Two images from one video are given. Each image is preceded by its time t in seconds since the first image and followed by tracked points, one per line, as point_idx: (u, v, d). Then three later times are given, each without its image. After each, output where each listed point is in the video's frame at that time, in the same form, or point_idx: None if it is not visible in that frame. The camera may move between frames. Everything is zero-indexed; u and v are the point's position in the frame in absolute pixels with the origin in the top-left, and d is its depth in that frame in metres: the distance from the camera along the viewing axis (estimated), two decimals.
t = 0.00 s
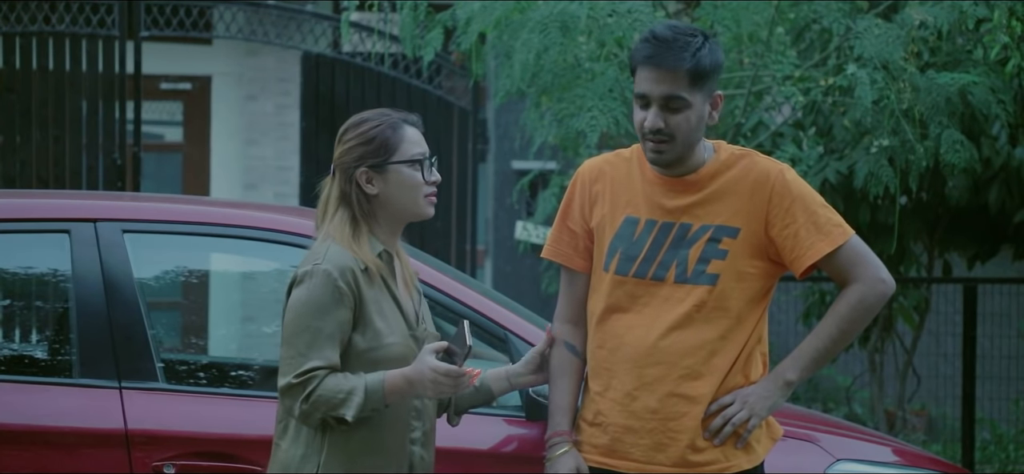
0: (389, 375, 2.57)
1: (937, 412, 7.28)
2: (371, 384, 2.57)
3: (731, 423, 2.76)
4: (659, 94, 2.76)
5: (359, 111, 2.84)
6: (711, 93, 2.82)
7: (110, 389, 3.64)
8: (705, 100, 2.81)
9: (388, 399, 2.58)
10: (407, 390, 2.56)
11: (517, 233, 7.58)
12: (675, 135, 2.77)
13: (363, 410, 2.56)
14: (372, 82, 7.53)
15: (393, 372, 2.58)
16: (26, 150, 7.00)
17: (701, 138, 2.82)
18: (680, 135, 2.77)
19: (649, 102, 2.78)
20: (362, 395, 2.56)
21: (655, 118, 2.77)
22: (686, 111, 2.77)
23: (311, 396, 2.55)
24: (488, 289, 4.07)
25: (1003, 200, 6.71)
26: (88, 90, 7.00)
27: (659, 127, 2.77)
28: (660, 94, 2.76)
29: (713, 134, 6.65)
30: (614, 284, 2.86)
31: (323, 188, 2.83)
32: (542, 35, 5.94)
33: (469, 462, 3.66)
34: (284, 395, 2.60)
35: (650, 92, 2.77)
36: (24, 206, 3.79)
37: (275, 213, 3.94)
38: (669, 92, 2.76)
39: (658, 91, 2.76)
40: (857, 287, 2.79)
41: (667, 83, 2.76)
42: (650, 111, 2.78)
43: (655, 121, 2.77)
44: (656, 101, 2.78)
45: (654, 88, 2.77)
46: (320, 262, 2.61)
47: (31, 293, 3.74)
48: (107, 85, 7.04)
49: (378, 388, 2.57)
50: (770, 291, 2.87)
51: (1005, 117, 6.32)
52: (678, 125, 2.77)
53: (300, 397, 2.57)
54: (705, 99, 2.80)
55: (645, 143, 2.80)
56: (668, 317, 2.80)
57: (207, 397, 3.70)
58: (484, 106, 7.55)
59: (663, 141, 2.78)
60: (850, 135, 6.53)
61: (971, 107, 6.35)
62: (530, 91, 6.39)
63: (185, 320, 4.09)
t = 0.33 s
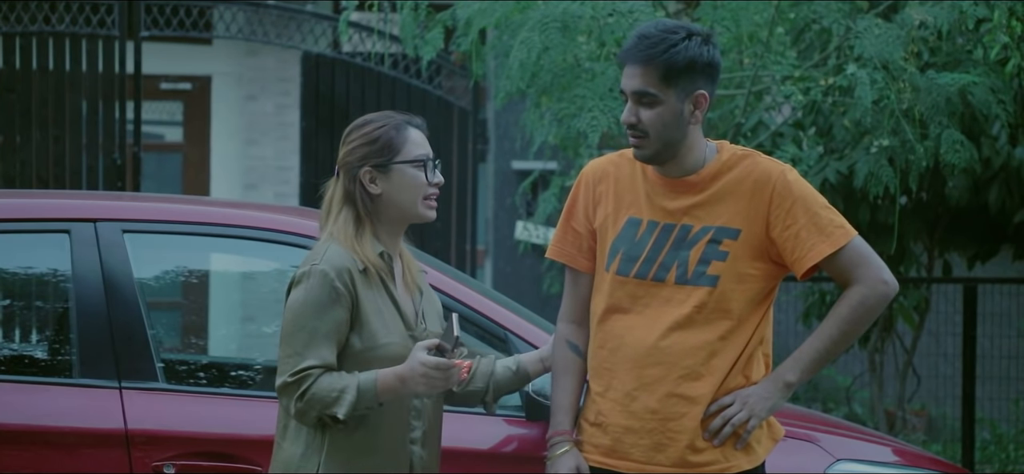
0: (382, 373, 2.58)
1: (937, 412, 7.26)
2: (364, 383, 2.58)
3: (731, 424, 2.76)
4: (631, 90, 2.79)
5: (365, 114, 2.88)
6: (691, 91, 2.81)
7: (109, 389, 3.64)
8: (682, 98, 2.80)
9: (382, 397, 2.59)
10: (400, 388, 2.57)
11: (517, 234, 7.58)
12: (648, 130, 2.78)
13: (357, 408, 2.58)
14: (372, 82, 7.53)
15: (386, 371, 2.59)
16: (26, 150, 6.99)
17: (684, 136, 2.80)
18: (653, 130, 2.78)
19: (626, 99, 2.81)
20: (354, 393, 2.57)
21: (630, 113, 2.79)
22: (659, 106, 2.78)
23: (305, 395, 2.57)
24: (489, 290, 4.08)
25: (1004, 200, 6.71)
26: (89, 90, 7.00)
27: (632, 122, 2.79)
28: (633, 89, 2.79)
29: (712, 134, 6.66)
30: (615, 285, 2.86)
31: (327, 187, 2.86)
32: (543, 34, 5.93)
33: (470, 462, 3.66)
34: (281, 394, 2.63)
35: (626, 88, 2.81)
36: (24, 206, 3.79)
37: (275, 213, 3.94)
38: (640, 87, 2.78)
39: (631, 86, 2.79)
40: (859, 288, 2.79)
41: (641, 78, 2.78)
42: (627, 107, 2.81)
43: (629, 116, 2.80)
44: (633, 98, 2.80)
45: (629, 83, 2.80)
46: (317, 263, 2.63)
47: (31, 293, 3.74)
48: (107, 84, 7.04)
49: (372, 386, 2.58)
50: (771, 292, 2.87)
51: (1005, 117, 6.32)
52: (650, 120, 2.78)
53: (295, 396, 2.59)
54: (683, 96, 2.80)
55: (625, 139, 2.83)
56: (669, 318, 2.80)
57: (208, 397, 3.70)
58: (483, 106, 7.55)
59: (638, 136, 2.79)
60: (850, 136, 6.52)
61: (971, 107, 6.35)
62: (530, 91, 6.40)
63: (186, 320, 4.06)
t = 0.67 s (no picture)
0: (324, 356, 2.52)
1: (937, 411, 7.26)
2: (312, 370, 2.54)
3: (731, 425, 2.76)
4: (627, 95, 2.79)
5: (359, 111, 2.91)
6: (688, 91, 2.79)
7: (110, 389, 3.64)
8: (678, 99, 2.79)
9: (333, 381, 2.53)
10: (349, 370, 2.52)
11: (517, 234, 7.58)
12: (648, 135, 2.78)
13: (315, 397, 2.55)
14: (371, 82, 7.53)
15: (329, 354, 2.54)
16: (26, 150, 6.98)
17: (683, 136, 2.81)
18: (652, 135, 2.78)
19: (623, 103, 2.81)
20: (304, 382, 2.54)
21: (628, 119, 2.80)
22: (656, 111, 2.77)
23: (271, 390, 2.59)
24: (489, 290, 4.07)
25: (1003, 200, 6.70)
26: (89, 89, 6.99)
27: (631, 127, 2.79)
28: (629, 95, 2.79)
29: (712, 134, 6.66)
30: (617, 286, 2.87)
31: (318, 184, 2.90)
32: (542, 35, 5.93)
33: (469, 462, 3.66)
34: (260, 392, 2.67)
35: (622, 93, 2.81)
36: (24, 206, 3.79)
37: (275, 214, 3.94)
38: (636, 93, 2.78)
39: (626, 92, 2.79)
40: (859, 288, 2.78)
41: (636, 83, 2.78)
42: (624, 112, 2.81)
43: (628, 121, 2.80)
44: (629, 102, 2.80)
45: (624, 89, 2.80)
46: (298, 262, 2.68)
47: (31, 293, 3.74)
48: (107, 84, 7.05)
49: (321, 370, 2.53)
50: (772, 292, 2.86)
51: (1005, 117, 6.32)
52: (648, 125, 2.78)
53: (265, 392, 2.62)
54: (679, 97, 2.79)
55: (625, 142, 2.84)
56: (670, 318, 2.80)
57: (208, 397, 3.70)
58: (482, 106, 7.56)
59: (637, 141, 2.80)
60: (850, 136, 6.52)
61: (971, 107, 6.35)
62: (530, 91, 6.38)
63: (185, 320, 4.00)
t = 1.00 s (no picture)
0: (328, 367, 2.55)
1: (938, 411, 7.25)
2: (308, 379, 2.56)
3: (731, 426, 2.76)
4: (631, 103, 2.75)
5: (327, 110, 2.87)
6: (688, 90, 2.78)
7: (110, 389, 3.64)
8: (681, 100, 2.77)
9: (328, 393, 2.56)
10: (346, 384, 2.55)
11: (517, 234, 7.58)
12: (654, 139, 2.76)
13: (303, 403, 2.56)
14: (371, 82, 7.52)
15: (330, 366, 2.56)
16: (26, 150, 6.98)
17: (685, 136, 2.79)
18: (658, 139, 2.75)
19: (625, 110, 2.77)
20: (296, 390, 2.55)
21: (634, 126, 2.76)
22: (662, 115, 2.75)
23: (249, 392, 2.57)
24: (490, 290, 4.07)
25: (1004, 200, 6.69)
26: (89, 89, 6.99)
27: (636, 134, 2.76)
28: (634, 102, 2.74)
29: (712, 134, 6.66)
30: (615, 287, 2.86)
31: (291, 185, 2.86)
32: (542, 35, 5.94)
33: (469, 462, 3.66)
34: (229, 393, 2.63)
35: (624, 101, 2.76)
36: (24, 206, 3.79)
37: (275, 214, 3.94)
38: (640, 99, 2.74)
39: (629, 99, 2.75)
40: (857, 286, 2.78)
41: (640, 90, 2.74)
42: (627, 119, 2.77)
43: (633, 129, 2.76)
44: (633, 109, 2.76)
45: (626, 97, 2.76)
46: (273, 260, 2.65)
47: (31, 293, 3.74)
48: (107, 84, 7.05)
49: (317, 380, 2.56)
50: (768, 289, 2.86)
51: (1005, 117, 6.32)
52: (655, 130, 2.75)
53: (240, 393, 2.59)
54: (682, 97, 2.77)
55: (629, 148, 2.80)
56: (668, 319, 2.80)
57: (208, 397, 3.70)
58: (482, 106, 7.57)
59: (643, 146, 2.77)
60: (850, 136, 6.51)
61: (971, 107, 6.35)
62: (531, 91, 6.39)
63: (185, 320, 3.99)
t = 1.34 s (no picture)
0: (358, 380, 2.64)
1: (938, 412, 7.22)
2: (341, 391, 2.62)
3: (698, 425, 2.74)
4: (597, 100, 2.74)
5: (308, 112, 2.89)
6: (654, 87, 2.78)
7: (110, 389, 3.64)
8: (647, 97, 2.76)
9: (355, 405, 2.64)
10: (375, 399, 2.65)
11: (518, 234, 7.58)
12: (622, 136, 2.74)
13: (333, 414, 2.62)
14: (371, 82, 7.53)
15: (361, 379, 2.65)
16: (26, 150, 6.98)
17: (651, 134, 2.78)
18: (626, 136, 2.74)
19: (591, 108, 2.76)
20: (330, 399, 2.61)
21: (601, 124, 2.75)
22: (629, 112, 2.74)
23: (278, 398, 2.58)
24: (490, 291, 4.08)
25: (1004, 200, 6.69)
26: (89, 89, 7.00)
27: (603, 131, 2.74)
28: (601, 100, 2.74)
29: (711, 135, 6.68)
30: (579, 286, 2.84)
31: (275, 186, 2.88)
32: (542, 35, 5.95)
33: (468, 462, 3.67)
34: (246, 399, 2.61)
35: (591, 98, 2.75)
36: (24, 206, 3.80)
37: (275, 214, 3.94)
38: (607, 96, 2.73)
39: (596, 96, 2.74)
40: (818, 281, 2.75)
41: (607, 88, 2.73)
42: (593, 117, 2.76)
43: (600, 127, 2.75)
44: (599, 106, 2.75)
45: (593, 94, 2.74)
46: (266, 262, 2.66)
47: (31, 293, 3.75)
48: (107, 84, 7.06)
49: (348, 392, 2.63)
50: (732, 285, 2.85)
51: (1005, 117, 6.32)
52: (622, 127, 2.74)
53: (266, 399, 2.59)
54: (648, 94, 2.77)
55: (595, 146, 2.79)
56: (632, 318, 2.77)
57: (208, 397, 3.70)
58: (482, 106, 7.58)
59: (609, 143, 2.75)
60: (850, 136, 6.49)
61: (971, 107, 6.34)
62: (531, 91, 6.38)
63: (185, 320, 3.91)
